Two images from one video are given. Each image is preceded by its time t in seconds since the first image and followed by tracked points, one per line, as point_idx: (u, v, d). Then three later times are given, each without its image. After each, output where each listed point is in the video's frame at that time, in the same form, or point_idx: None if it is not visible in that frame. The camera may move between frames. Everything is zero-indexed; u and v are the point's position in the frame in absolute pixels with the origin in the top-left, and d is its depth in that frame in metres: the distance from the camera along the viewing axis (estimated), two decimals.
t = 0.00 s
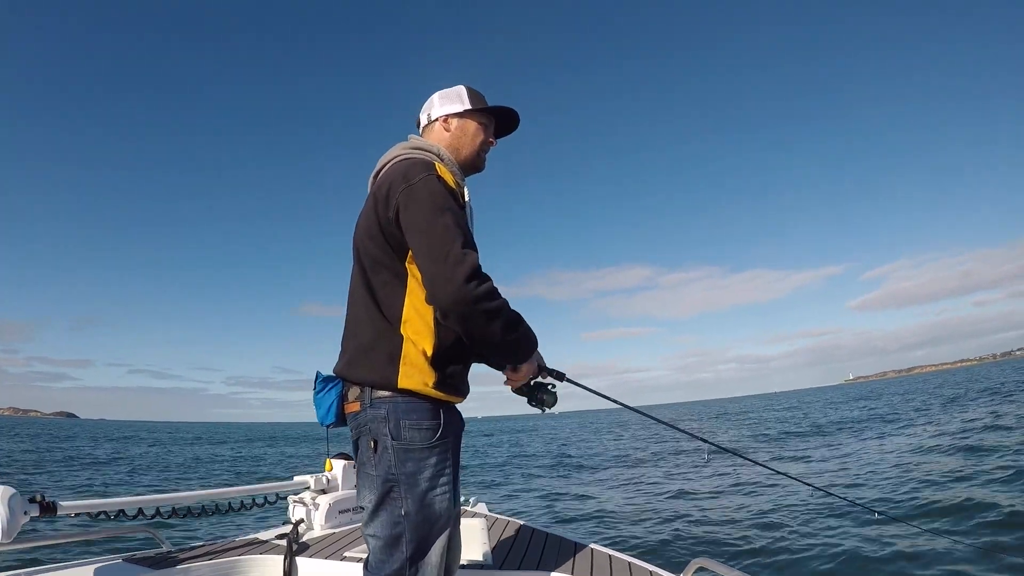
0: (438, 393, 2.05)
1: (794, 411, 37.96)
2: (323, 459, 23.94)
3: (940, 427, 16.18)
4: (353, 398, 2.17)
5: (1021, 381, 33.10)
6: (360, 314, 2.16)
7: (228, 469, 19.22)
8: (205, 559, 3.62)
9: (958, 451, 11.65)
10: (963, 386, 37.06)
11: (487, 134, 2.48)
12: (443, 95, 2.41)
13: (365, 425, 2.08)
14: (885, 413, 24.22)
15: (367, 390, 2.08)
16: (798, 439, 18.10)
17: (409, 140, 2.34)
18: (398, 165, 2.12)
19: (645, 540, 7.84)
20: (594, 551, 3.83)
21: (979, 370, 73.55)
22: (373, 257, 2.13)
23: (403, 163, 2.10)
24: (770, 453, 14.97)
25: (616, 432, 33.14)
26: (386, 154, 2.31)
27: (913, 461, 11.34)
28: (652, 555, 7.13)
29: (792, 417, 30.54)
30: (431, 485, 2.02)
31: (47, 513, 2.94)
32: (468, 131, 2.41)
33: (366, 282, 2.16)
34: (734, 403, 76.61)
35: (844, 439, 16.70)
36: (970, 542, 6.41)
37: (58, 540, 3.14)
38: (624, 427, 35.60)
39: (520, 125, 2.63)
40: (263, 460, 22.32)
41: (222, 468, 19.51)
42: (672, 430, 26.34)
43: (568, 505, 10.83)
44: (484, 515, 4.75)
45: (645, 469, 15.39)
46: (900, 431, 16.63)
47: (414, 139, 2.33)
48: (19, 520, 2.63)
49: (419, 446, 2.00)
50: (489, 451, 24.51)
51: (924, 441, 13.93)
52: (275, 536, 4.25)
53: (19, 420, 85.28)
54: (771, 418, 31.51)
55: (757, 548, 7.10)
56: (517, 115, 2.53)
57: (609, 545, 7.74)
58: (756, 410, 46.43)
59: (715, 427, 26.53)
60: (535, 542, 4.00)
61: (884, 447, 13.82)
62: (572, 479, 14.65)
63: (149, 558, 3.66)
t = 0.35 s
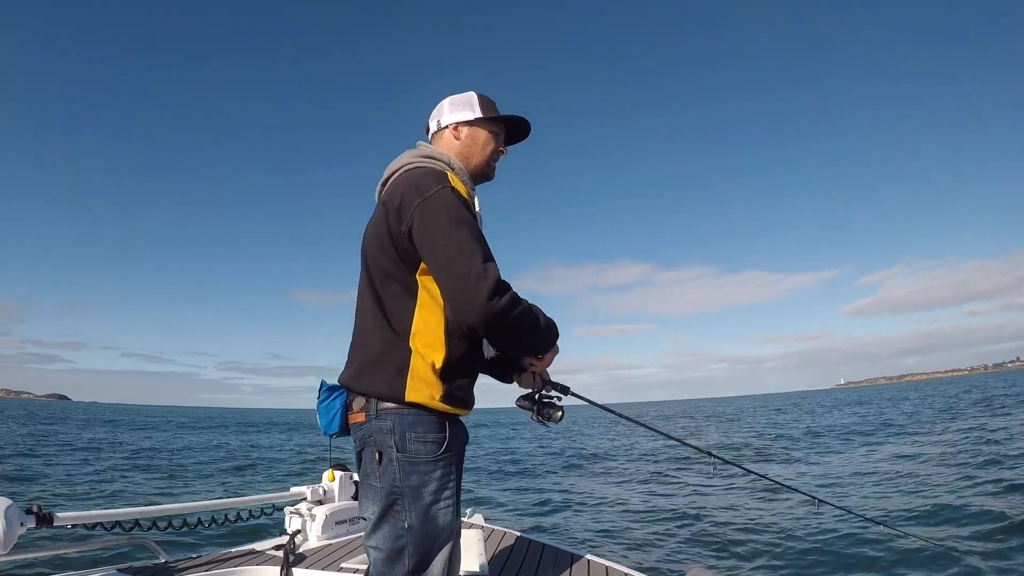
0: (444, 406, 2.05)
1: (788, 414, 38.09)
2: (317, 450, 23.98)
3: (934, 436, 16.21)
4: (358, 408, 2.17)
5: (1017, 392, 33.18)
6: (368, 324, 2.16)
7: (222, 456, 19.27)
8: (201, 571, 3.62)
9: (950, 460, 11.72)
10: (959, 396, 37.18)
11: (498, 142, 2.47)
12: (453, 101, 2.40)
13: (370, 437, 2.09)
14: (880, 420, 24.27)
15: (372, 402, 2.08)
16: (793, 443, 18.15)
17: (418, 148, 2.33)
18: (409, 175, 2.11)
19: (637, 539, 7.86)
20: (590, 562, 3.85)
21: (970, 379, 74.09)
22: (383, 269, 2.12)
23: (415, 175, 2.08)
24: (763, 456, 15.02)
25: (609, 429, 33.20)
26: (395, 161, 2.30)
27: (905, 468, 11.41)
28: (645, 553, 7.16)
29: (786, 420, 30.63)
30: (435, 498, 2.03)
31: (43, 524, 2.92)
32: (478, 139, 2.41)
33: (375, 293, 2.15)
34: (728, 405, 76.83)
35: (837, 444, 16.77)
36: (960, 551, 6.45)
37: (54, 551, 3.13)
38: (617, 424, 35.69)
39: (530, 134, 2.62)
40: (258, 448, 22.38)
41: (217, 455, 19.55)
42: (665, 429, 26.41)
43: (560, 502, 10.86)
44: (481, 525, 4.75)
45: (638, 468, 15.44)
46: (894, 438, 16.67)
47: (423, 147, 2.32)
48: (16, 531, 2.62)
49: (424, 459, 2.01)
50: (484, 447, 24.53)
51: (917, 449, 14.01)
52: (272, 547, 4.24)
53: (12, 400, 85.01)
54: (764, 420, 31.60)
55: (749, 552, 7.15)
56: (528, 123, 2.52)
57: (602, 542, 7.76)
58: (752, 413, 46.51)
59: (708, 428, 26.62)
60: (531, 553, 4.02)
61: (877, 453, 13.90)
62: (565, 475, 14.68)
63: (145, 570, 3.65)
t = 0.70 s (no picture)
0: (442, 405, 2.05)
1: (782, 401, 38.40)
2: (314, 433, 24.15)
3: (927, 427, 16.38)
4: (357, 405, 2.18)
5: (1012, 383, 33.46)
6: (367, 325, 2.15)
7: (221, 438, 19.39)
8: (201, 568, 3.63)
9: (942, 452, 11.86)
10: (953, 386, 37.48)
11: (500, 143, 2.45)
12: (455, 101, 2.37)
13: (368, 433, 2.09)
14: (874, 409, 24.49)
15: (370, 400, 2.08)
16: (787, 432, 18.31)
17: (420, 148, 2.30)
18: (411, 178, 2.08)
19: (633, 526, 7.94)
20: (588, 559, 3.89)
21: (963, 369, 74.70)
22: (383, 270, 2.11)
23: (417, 178, 2.06)
24: (757, 444, 15.16)
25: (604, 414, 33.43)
26: (396, 162, 2.28)
27: (898, 459, 11.54)
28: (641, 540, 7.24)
29: (780, 408, 30.89)
30: (432, 495, 2.03)
31: (42, 521, 2.92)
32: (480, 140, 2.38)
33: (375, 293, 2.14)
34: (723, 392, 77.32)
35: (830, 433, 16.93)
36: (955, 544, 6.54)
37: (53, 548, 3.13)
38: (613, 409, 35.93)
39: (532, 135, 2.59)
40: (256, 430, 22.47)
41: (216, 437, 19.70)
42: (660, 415, 26.60)
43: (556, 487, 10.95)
44: (479, 522, 4.78)
45: (633, 453, 15.57)
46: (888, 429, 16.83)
47: (425, 148, 2.30)
48: (16, 528, 2.62)
49: (422, 456, 2.02)
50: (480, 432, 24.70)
51: (909, 439, 14.16)
52: (271, 544, 4.25)
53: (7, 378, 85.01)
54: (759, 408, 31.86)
55: (743, 540, 7.23)
56: (531, 124, 2.50)
57: (599, 529, 7.85)
58: (747, 399, 46.83)
59: (703, 415, 26.82)
60: (529, 550, 4.06)
61: (870, 444, 14.04)
62: (560, 459, 14.80)
63: (145, 566, 3.67)
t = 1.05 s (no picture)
0: (437, 397, 2.06)
1: (778, 389, 38.59)
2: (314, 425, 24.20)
3: (922, 413, 16.49)
4: (353, 398, 2.19)
5: (1008, 368, 33.65)
6: (363, 318, 2.16)
7: (220, 432, 19.40)
8: (201, 560, 3.65)
9: (938, 439, 11.94)
10: (950, 372, 37.68)
11: (493, 138, 2.45)
12: (449, 96, 2.36)
13: (365, 425, 2.11)
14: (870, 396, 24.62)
15: (367, 392, 2.10)
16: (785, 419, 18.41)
17: (413, 143, 2.30)
18: (404, 172, 2.08)
19: (630, 516, 8.02)
20: (588, 551, 3.92)
21: (957, 356, 75.20)
22: (377, 263, 2.11)
23: (410, 172, 2.05)
24: (754, 432, 15.25)
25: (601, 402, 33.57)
26: (390, 156, 2.27)
27: (894, 446, 11.63)
28: (640, 532, 7.28)
29: (777, 395, 31.04)
30: (428, 486, 2.05)
31: (42, 514, 2.93)
32: (473, 135, 2.38)
33: (370, 287, 2.15)
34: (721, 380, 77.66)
35: (827, 421, 17.03)
36: (953, 532, 6.58)
37: (54, 541, 3.14)
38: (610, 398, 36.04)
39: (525, 128, 2.59)
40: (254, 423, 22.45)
41: (214, 430, 19.70)
42: (658, 404, 26.71)
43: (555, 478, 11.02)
44: (479, 514, 4.81)
45: (630, 442, 15.66)
46: (885, 415, 16.93)
47: (418, 142, 2.29)
48: (16, 521, 2.63)
49: (418, 447, 2.03)
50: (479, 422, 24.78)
51: (904, 426, 14.27)
52: (272, 536, 4.27)
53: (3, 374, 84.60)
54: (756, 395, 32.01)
55: (741, 529, 7.28)
56: (524, 118, 2.49)
57: (598, 520, 7.89)
58: (745, 387, 47.05)
59: (701, 403, 26.94)
60: (528, 542, 4.09)
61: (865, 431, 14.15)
62: (559, 450, 14.88)
63: (146, 559, 3.68)
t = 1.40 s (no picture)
0: (433, 388, 2.07)
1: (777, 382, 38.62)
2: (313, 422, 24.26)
3: (920, 405, 16.52)
4: (351, 391, 2.19)
5: (1007, 360, 33.73)
6: (358, 309, 2.16)
7: (219, 429, 19.41)
8: (201, 552, 3.65)
9: (936, 430, 11.96)
10: (948, 364, 37.78)
11: (488, 130, 2.44)
12: (444, 88, 2.36)
13: (362, 419, 2.11)
14: (869, 388, 24.62)
15: (364, 384, 2.10)
16: (784, 412, 18.45)
17: (407, 135, 2.30)
18: (397, 162, 2.08)
19: (629, 509, 8.02)
20: (587, 543, 3.92)
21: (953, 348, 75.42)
22: (372, 254, 2.11)
23: (403, 162, 2.05)
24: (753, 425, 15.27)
25: (600, 396, 33.58)
26: (385, 148, 2.27)
27: (892, 438, 11.64)
28: (639, 524, 7.31)
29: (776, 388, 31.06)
30: (425, 480, 2.05)
31: (42, 506, 2.93)
32: (468, 127, 2.38)
33: (365, 278, 2.15)
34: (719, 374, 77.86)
35: (826, 413, 17.05)
36: (951, 522, 6.59)
37: (53, 534, 3.14)
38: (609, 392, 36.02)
39: (520, 120, 2.58)
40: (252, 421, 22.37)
41: (214, 429, 19.72)
42: (657, 398, 26.73)
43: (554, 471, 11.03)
44: (478, 507, 4.82)
45: (629, 435, 15.67)
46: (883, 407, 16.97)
47: (413, 134, 2.29)
48: (15, 514, 2.62)
49: (415, 440, 2.03)
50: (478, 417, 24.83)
51: (903, 418, 14.28)
52: (271, 529, 4.28)
53: None
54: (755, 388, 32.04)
55: (739, 521, 7.30)
56: (519, 110, 2.49)
57: (597, 512, 7.92)
58: (743, 381, 47.20)
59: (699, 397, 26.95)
60: (527, 534, 4.10)
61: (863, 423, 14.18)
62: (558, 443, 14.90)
63: (146, 552, 3.68)
